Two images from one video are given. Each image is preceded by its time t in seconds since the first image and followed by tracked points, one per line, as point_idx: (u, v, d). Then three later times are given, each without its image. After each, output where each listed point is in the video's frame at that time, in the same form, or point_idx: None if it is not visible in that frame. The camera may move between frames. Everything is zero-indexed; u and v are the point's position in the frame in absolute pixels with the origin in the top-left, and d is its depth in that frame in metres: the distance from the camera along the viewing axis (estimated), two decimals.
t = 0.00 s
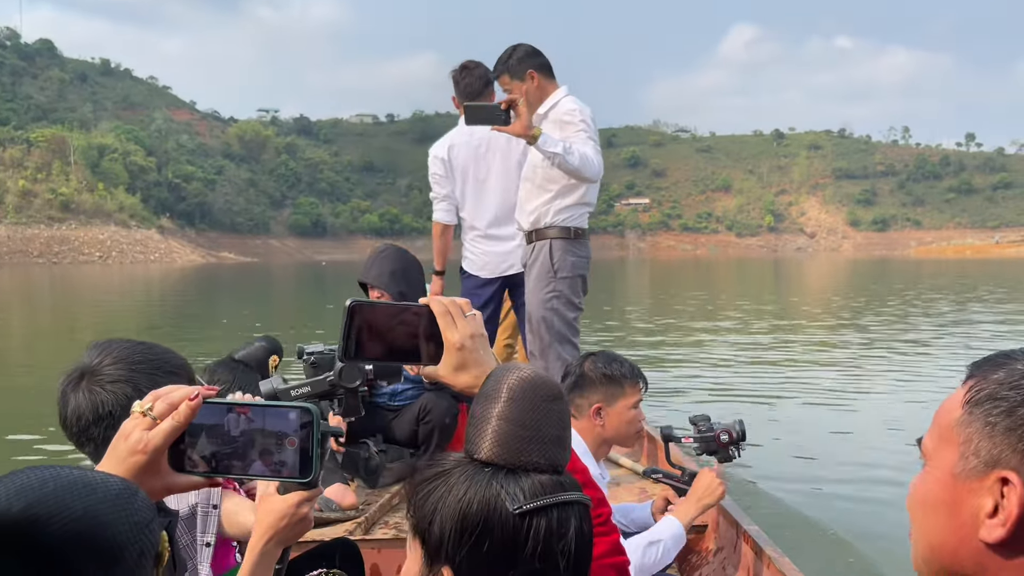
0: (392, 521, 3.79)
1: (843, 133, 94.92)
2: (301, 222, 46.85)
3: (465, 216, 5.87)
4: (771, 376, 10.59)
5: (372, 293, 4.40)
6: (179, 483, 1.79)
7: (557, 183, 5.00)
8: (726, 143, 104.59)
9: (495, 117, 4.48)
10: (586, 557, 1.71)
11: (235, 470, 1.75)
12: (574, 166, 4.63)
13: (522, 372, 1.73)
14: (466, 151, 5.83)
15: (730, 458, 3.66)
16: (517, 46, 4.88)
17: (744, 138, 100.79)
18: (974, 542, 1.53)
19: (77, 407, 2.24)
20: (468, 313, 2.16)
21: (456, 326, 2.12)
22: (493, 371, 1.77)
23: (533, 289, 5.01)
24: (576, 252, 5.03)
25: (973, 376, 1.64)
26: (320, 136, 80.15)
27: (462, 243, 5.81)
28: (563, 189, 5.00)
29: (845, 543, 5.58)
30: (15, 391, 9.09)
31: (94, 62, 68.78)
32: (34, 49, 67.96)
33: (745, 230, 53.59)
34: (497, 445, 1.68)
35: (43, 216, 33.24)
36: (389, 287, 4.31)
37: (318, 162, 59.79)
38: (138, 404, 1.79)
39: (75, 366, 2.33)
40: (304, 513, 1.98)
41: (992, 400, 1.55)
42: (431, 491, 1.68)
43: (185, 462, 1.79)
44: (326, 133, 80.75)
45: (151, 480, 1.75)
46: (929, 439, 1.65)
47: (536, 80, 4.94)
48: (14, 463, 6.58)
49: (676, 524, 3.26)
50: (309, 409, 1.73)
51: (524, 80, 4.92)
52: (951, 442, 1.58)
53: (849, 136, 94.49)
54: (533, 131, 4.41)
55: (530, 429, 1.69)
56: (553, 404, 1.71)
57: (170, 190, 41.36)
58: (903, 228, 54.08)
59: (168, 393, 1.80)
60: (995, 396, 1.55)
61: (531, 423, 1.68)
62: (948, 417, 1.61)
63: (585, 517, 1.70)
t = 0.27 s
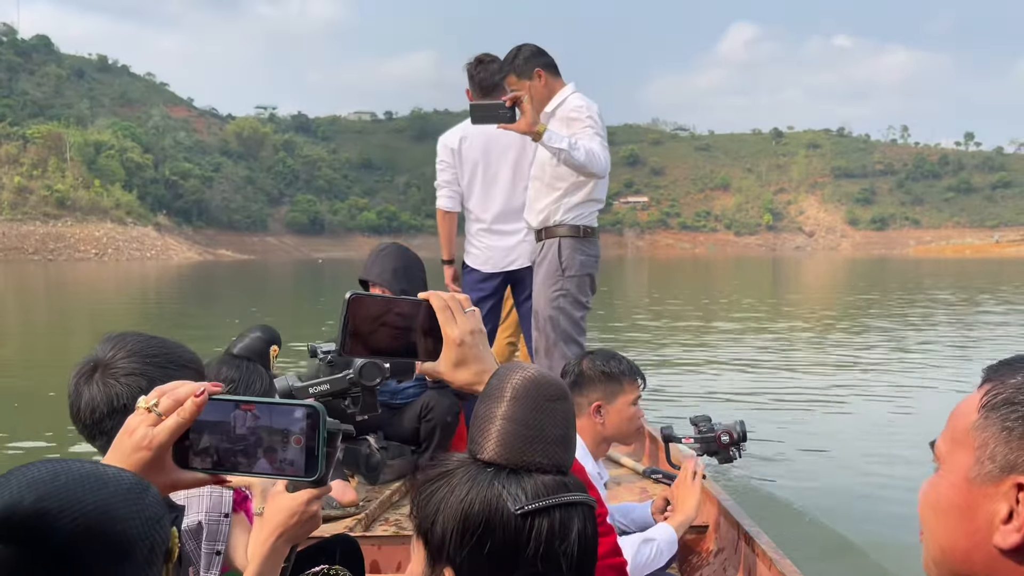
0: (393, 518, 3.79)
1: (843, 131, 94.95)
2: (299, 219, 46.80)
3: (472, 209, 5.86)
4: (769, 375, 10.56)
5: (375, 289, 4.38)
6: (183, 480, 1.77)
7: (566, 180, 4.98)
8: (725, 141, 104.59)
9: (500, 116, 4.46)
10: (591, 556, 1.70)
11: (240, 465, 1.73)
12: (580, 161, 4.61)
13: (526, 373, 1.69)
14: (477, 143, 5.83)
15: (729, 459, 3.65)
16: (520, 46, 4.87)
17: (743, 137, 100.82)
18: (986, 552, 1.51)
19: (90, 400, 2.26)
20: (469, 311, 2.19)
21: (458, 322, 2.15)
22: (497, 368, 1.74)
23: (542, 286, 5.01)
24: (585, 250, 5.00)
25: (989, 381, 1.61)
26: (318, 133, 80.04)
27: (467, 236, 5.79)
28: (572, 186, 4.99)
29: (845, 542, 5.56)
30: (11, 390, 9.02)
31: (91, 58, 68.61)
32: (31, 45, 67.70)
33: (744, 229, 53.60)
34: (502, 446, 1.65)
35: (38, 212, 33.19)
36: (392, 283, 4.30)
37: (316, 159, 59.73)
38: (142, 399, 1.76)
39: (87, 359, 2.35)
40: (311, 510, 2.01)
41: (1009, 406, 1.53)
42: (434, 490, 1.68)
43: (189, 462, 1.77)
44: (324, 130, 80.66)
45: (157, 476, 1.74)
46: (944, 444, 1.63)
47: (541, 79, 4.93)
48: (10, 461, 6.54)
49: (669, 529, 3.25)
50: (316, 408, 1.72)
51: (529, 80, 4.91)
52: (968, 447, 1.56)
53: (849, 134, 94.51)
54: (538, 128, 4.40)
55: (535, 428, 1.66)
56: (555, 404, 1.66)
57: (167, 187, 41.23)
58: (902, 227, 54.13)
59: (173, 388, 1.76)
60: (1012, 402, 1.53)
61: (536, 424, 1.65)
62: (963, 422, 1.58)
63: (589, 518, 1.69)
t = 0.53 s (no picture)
0: (393, 515, 3.83)
1: (843, 131, 94.89)
2: (297, 217, 46.73)
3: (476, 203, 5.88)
4: (771, 376, 10.52)
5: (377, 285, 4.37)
6: (188, 474, 1.75)
7: (571, 178, 4.96)
8: (725, 141, 104.53)
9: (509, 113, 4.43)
10: (587, 548, 1.67)
11: (245, 459, 1.71)
12: (588, 160, 4.59)
13: (510, 365, 1.66)
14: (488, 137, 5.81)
15: (732, 457, 3.65)
16: (526, 43, 4.84)
17: (742, 136, 100.76)
18: (1004, 555, 1.50)
19: (102, 393, 2.30)
20: (484, 307, 2.17)
21: (474, 320, 2.12)
22: (486, 361, 1.71)
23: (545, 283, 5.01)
24: (589, 250, 4.99)
25: (1004, 384, 1.60)
26: (316, 131, 79.90)
27: (473, 229, 5.81)
28: (577, 184, 4.96)
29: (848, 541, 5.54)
30: (6, 387, 8.96)
31: (89, 54, 68.43)
32: (28, 41, 67.55)
33: (744, 229, 53.55)
34: (496, 440, 1.62)
35: (35, 209, 33.13)
36: (394, 280, 4.28)
37: (314, 157, 59.64)
38: (146, 391, 1.75)
39: (100, 352, 2.39)
40: (321, 504, 1.99)
41: None
42: (428, 490, 1.65)
43: (194, 455, 1.75)
44: (323, 128, 80.52)
45: (161, 468, 1.72)
46: (958, 447, 1.61)
47: (547, 77, 4.90)
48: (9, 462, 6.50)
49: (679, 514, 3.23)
50: (320, 401, 1.68)
51: (534, 77, 4.87)
52: (985, 452, 1.54)
53: (849, 134, 94.47)
54: (546, 126, 4.40)
55: (524, 422, 1.62)
56: (543, 395, 1.63)
57: (165, 184, 41.15)
58: (901, 227, 54.11)
59: (177, 381, 1.76)
60: None
61: (525, 416, 1.62)
62: (980, 425, 1.57)
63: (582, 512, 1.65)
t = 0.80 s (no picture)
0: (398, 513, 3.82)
1: (843, 132, 94.90)
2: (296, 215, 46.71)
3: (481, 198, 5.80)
4: (771, 376, 10.50)
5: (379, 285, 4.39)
6: (193, 471, 1.73)
7: (573, 176, 4.95)
8: (725, 141, 104.54)
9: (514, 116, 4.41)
10: (585, 546, 1.66)
11: (251, 455, 1.69)
12: (597, 162, 4.62)
13: (499, 363, 1.64)
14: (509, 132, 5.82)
15: (739, 457, 3.63)
16: (525, 41, 4.81)
17: (743, 136, 100.78)
18: (1016, 561, 1.49)
19: (106, 390, 2.30)
20: (499, 308, 2.15)
21: (488, 322, 2.10)
22: (474, 360, 1.68)
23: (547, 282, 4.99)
24: (590, 248, 4.97)
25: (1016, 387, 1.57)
26: (316, 128, 79.87)
27: (484, 216, 5.69)
28: (579, 182, 4.96)
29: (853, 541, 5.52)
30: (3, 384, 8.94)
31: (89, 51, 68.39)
32: (28, 37, 67.56)
33: (744, 229, 53.54)
34: (487, 443, 1.59)
35: (33, 205, 33.12)
36: (399, 279, 4.29)
37: (314, 155, 59.61)
38: (152, 387, 1.73)
39: (105, 349, 2.40)
40: (328, 499, 1.96)
41: None
42: (420, 497, 1.61)
43: (199, 452, 1.73)
44: (323, 126, 80.51)
45: (167, 465, 1.70)
46: (969, 452, 1.58)
47: (548, 74, 4.89)
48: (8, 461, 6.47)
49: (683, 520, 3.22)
50: (327, 399, 1.68)
51: (534, 75, 4.85)
52: (996, 459, 1.52)
53: (849, 135, 94.49)
54: (554, 130, 4.41)
55: (514, 424, 1.60)
56: (530, 392, 1.62)
57: (164, 181, 41.15)
58: (902, 229, 54.10)
59: (183, 377, 1.74)
60: None
61: (515, 416, 1.59)
62: (991, 429, 1.54)
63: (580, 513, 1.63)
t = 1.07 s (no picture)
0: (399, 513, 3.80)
1: (846, 133, 94.82)
2: (297, 213, 46.73)
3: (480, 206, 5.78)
4: (771, 377, 10.48)
5: (382, 287, 4.44)
6: (198, 473, 1.72)
7: (577, 174, 4.94)
8: (727, 141, 104.47)
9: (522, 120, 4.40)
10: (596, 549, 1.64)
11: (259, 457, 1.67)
12: (604, 161, 4.62)
13: (504, 366, 1.65)
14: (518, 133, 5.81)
15: (742, 457, 3.61)
16: (525, 39, 4.78)
17: (745, 137, 100.69)
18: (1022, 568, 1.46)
19: (106, 392, 2.26)
20: (514, 313, 2.15)
21: (499, 325, 2.10)
22: (472, 361, 1.67)
23: (553, 280, 4.97)
24: (595, 248, 4.96)
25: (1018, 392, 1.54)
26: (317, 127, 79.91)
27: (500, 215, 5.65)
28: (585, 180, 4.94)
29: (855, 544, 5.50)
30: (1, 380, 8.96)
31: (90, 48, 68.45)
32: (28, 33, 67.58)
33: (745, 229, 53.53)
34: (495, 446, 1.56)
35: (31, 203, 33.16)
36: (401, 280, 4.36)
37: (315, 154, 59.65)
38: (161, 390, 1.74)
39: (100, 351, 2.38)
40: (332, 497, 1.93)
41: None
42: (425, 503, 1.58)
43: (206, 455, 1.72)
44: (324, 125, 80.56)
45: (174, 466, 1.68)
46: (967, 456, 1.56)
47: (548, 72, 4.86)
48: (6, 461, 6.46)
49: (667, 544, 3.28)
50: (334, 401, 1.65)
51: (534, 73, 4.82)
52: (996, 464, 1.49)
53: (852, 136, 94.41)
54: (562, 132, 4.41)
55: (523, 426, 1.58)
56: (536, 397, 1.61)
57: (164, 179, 41.19)
58: (903, 230, 54.05)
59: (192, 380, 1.75)
60: None
61: (523, 419, 1.58)
62: (990, 433, 1.52)
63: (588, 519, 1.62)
